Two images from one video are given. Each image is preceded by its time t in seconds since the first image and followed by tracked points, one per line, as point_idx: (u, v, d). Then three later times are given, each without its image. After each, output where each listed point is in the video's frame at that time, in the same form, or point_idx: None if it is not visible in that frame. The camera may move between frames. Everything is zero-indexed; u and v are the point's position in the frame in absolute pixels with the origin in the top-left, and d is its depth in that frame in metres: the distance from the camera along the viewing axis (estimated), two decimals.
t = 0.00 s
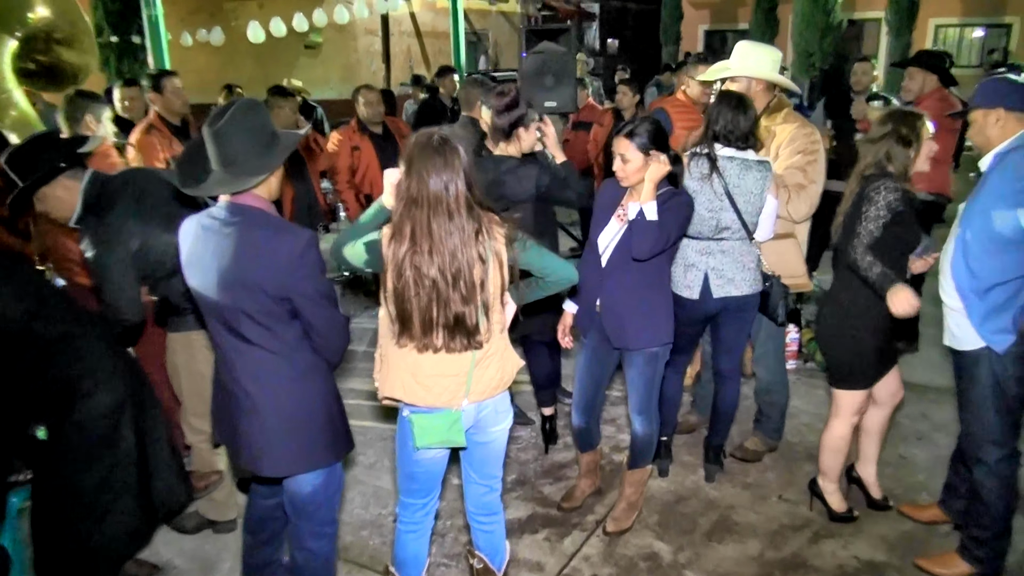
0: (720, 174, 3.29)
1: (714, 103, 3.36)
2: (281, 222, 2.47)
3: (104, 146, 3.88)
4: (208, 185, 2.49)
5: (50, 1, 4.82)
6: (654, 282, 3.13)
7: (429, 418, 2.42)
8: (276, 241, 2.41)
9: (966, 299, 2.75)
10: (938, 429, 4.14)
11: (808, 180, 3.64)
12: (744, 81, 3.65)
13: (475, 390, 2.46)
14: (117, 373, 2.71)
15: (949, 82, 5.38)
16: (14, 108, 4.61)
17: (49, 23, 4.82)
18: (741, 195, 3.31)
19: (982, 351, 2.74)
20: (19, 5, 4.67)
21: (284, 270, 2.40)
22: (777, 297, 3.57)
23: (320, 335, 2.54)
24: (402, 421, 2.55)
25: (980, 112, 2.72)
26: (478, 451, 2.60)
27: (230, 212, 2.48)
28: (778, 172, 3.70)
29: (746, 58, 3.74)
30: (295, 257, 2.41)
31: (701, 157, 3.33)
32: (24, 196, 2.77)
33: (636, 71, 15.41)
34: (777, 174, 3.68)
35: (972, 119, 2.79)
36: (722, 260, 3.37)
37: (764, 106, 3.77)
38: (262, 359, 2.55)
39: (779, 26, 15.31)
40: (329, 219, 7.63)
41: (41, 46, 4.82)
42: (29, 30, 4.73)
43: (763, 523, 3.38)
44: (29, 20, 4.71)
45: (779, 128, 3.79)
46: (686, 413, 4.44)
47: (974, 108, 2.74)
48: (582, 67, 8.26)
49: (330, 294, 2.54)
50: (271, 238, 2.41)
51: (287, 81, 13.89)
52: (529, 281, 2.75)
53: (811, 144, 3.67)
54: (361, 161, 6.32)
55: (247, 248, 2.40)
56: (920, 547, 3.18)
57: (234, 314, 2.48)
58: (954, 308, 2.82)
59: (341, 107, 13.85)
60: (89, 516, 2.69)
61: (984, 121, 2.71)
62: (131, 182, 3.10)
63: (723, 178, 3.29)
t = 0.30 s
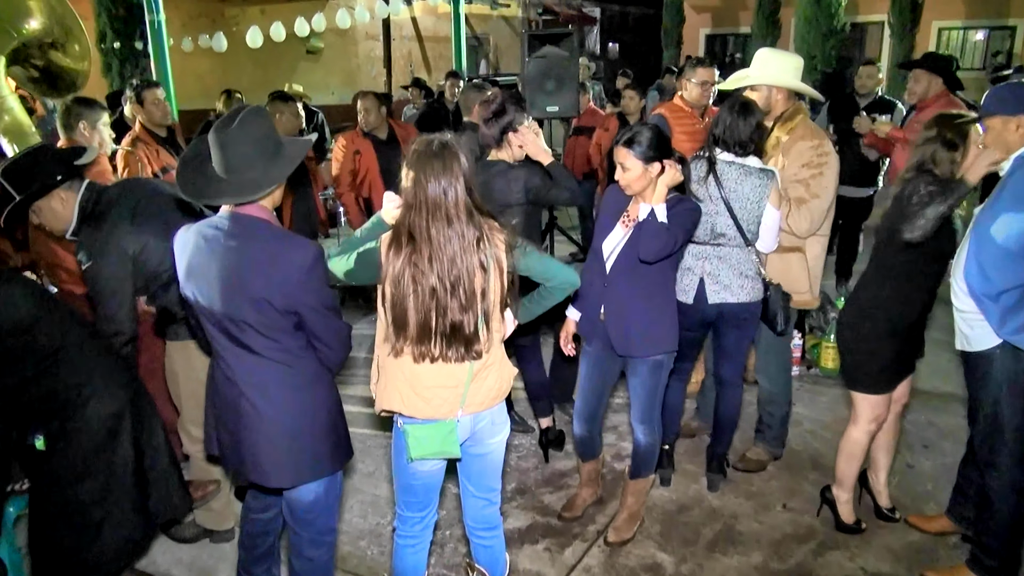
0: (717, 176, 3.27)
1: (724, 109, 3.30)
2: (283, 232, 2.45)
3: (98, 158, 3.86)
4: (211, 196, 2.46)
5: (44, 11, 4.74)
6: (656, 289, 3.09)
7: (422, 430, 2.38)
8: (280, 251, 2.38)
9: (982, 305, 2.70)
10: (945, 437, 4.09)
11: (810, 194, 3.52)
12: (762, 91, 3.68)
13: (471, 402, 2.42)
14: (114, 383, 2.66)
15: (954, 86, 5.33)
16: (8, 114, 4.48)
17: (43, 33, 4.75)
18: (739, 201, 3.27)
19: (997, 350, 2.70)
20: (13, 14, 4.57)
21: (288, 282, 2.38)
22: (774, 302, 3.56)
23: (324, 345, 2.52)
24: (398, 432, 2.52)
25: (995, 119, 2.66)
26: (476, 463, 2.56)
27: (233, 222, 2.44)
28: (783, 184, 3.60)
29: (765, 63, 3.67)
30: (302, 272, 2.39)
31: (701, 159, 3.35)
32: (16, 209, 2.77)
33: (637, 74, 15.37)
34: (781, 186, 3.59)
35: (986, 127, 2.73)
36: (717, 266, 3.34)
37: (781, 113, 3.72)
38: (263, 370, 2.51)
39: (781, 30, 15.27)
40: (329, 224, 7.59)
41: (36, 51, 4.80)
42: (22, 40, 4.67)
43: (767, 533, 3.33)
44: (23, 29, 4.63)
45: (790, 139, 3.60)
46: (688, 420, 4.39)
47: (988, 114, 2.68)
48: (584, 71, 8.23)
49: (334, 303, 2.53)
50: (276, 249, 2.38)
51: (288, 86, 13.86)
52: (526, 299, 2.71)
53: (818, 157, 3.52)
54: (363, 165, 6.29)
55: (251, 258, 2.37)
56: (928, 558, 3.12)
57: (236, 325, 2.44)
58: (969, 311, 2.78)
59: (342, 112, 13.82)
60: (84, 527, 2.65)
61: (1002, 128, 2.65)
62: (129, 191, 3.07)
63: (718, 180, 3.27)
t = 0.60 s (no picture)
0: (723, 178, 3.26)
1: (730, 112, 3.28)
2: (299, 239, 2.43)
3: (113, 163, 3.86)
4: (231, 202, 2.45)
5: (60, 17, 4.80)
6: (675, 296, 3.04)
7: (436, 441, 2.33)
8: (296, 257, 2.36)
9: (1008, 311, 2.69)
10: (973, 448, 3.99)
11: (834, 205, 3.44)
12: (792, 93, 3.61)
13: (488, 413, 2.37)
14: (127, 390, 2.64)
15: (980, 89, 5.23)
16: (24, 123, 4.49)
17: (59, 39, 4.81)
18: (744, 206, 3.23)
19: None
20: (33, 21, 4.62)
21: (303, 291, 2.36)
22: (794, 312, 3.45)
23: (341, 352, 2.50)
24: (414, 442, 2.49)
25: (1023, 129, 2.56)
26: (494, 475, 2.52)
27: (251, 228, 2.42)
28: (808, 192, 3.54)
29: (793, 66, 3.62)
30: (319, 280, 2.37)
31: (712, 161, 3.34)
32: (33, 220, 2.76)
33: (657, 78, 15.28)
34: (806, 194, 3.53)
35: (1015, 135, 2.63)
36: (725, 268, 3.34)
37: (811, 118, 3.64)
38: (280, 377, 2.49)
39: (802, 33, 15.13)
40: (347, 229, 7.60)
41: (52, 58, 4.85)
42: (39, 46, 4.72)
43: (789, 546, 3.26)
44: (39, 36, 4.68)
45: (817, 147, 3.55)
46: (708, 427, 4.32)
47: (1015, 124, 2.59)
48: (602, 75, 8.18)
49: (351, 310, 2.50)
50: (293, 256, 2.36)
51: (308, 91, 13.91)
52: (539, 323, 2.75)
53: (844, 167, 3.45)
54: (380, 169, 6.27)
55: (267, 265, 2.36)
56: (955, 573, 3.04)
57: (252, 332, 2.43)
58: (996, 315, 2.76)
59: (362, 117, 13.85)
60: (98, 534, 2.64)
61: None
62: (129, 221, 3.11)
63: (726, 182, 3.25)
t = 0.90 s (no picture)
0: (765, 180, 3.19)
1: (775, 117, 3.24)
2: (338, 243, 2.43)
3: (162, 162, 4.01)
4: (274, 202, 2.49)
5: (109, 20, 5.02)
6: (719, 302, 2.98)
7: (479, 446, 2.31)
8: (335, 261, 2.37)
9: None
10: None
11: (889, 215, 3.36)
12: (842, 98, 3.52)
13: (530, 420, 2.36)
14: (170, 388, 2.68)
15: None
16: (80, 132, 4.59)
17: (110, 42, 5.01)
18: (783, 210, 3.16)
19: None
20: (81, 26, 4.87)
21: (343, 296, 2.36)
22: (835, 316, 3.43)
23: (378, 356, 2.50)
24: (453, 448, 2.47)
25: None
26: (534, 482, 2.50)
27: (293, 231, 2.44)
28: (860, 201, 3.46)
29: (845, 68, 3.54)
30: (357, 286, 2.37)
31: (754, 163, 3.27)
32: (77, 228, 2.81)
33: (704, 79, 15.10)
34: (857, 203, 3.46)
35: None
36: (763, 272, 3.31)
37: (863, 123, 3.53)
38: (319, 381, 2.50)
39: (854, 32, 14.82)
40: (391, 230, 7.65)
41: (102, 64, 4.99)
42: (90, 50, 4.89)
43: (833, 558, 3.17)
44: (88, 40, 4.88)
45: (871, 155, 3.43)
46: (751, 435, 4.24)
47: None
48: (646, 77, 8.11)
49: (388, 314, 2.50)
50: (332, 261, 2.37)
51: (355, 94, 14.09)
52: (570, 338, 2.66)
53: (900, 176, 3.35)
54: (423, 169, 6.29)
55: (306, 269, 2.37)
56: None
57: (293, 335, 2.44)
58: None
59: (407, 119, 13.96)
60: (140, 528, 2.69)
61: None
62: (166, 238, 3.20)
63: (767, 186, 3.18)
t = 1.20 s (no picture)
0: (818, 174, 3.13)
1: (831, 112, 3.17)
2: (383, 237, 2.45)
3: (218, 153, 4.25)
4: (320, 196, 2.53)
5: (164, 9, 5.16)
6: (766, 301, 2.94)
7: (523, 443, 2.33)
8: (380, 254, 2.39)
9: None
10: None
11: (947, 214, 3.27)
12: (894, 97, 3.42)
13: (573, 414, 2.36)
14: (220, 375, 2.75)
15: None
16: (140, 125, 4.64)
17: (165, 31, 5.15)
18: (835, 205, 3.10)
19: None
20: (136, 18, 5.02)
21: (388, 289, 2.39)
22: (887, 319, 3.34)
23: (422, 349, 2.52)
24: (496, 444, 2.48)
25: None
26: (575, 479, 2.50)
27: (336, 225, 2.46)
28: (915, 200, 3.37)
29: (895, 69, 3.43)
30: (402, 279, 2.39)
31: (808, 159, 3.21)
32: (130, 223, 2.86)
33: (757, 72, 14.82)
34: (913, 202, 3.37)
35: None
36: (814, 270, 3.24)
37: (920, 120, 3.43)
38: (366, 373, 2.54)
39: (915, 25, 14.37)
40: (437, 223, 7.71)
41: (161, 56, 5.20)
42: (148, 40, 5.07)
43: (877, 564, 3.11)
44: (146, 29, 5.05)
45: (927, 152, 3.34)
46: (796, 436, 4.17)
47: None
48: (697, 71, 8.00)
49: (433, 307, 2.52)
50: (378, 254, 2.39)
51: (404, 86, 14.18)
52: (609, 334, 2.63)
53: (958, 173, 3.26)
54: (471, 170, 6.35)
55: (351, 262, 2.39)
56: None
57: (341, 328, 2.48)
58: None
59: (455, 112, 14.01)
60: (189, 512, 2.76)
61: None
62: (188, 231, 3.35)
63: (819, 181, 3.13)
